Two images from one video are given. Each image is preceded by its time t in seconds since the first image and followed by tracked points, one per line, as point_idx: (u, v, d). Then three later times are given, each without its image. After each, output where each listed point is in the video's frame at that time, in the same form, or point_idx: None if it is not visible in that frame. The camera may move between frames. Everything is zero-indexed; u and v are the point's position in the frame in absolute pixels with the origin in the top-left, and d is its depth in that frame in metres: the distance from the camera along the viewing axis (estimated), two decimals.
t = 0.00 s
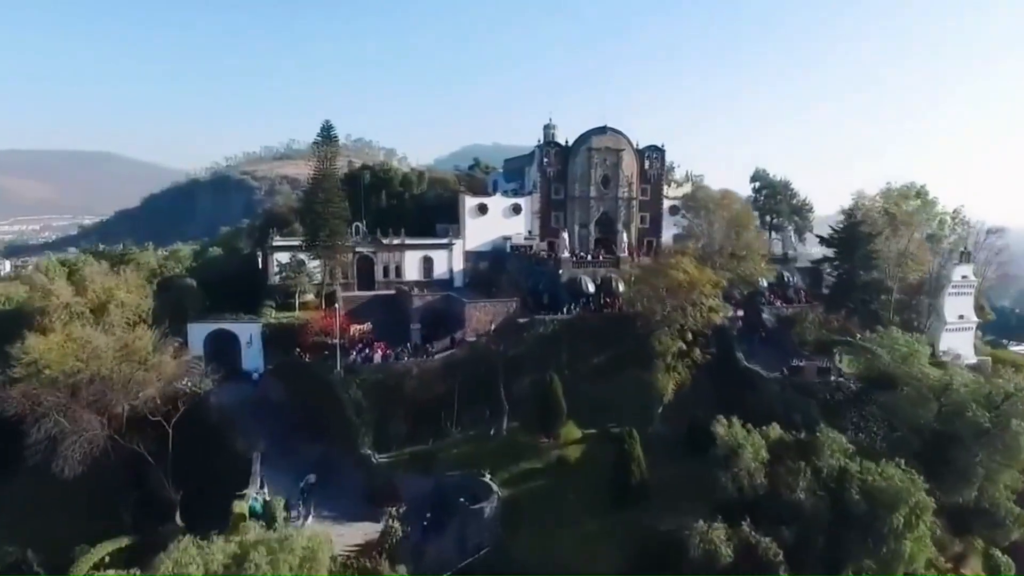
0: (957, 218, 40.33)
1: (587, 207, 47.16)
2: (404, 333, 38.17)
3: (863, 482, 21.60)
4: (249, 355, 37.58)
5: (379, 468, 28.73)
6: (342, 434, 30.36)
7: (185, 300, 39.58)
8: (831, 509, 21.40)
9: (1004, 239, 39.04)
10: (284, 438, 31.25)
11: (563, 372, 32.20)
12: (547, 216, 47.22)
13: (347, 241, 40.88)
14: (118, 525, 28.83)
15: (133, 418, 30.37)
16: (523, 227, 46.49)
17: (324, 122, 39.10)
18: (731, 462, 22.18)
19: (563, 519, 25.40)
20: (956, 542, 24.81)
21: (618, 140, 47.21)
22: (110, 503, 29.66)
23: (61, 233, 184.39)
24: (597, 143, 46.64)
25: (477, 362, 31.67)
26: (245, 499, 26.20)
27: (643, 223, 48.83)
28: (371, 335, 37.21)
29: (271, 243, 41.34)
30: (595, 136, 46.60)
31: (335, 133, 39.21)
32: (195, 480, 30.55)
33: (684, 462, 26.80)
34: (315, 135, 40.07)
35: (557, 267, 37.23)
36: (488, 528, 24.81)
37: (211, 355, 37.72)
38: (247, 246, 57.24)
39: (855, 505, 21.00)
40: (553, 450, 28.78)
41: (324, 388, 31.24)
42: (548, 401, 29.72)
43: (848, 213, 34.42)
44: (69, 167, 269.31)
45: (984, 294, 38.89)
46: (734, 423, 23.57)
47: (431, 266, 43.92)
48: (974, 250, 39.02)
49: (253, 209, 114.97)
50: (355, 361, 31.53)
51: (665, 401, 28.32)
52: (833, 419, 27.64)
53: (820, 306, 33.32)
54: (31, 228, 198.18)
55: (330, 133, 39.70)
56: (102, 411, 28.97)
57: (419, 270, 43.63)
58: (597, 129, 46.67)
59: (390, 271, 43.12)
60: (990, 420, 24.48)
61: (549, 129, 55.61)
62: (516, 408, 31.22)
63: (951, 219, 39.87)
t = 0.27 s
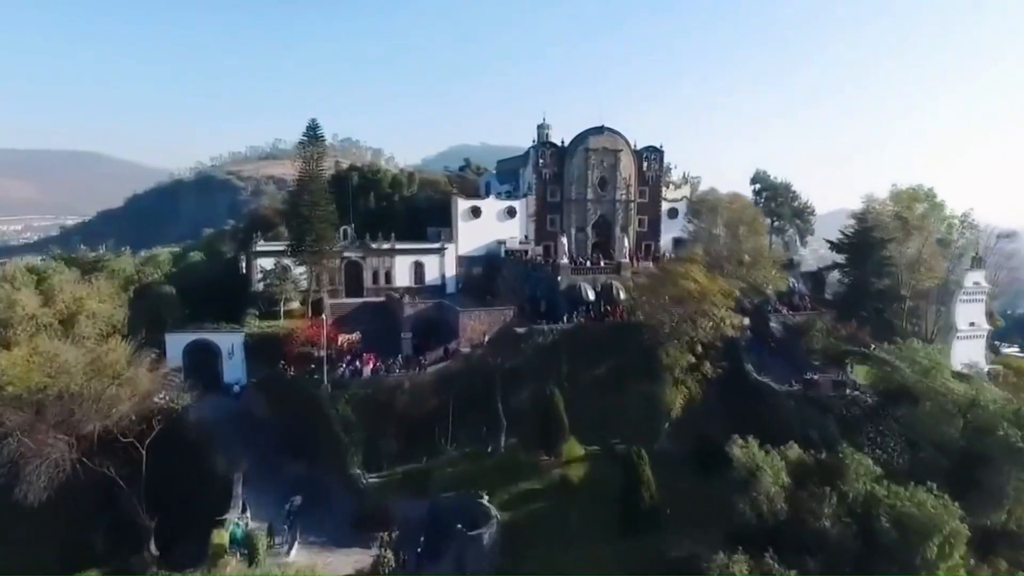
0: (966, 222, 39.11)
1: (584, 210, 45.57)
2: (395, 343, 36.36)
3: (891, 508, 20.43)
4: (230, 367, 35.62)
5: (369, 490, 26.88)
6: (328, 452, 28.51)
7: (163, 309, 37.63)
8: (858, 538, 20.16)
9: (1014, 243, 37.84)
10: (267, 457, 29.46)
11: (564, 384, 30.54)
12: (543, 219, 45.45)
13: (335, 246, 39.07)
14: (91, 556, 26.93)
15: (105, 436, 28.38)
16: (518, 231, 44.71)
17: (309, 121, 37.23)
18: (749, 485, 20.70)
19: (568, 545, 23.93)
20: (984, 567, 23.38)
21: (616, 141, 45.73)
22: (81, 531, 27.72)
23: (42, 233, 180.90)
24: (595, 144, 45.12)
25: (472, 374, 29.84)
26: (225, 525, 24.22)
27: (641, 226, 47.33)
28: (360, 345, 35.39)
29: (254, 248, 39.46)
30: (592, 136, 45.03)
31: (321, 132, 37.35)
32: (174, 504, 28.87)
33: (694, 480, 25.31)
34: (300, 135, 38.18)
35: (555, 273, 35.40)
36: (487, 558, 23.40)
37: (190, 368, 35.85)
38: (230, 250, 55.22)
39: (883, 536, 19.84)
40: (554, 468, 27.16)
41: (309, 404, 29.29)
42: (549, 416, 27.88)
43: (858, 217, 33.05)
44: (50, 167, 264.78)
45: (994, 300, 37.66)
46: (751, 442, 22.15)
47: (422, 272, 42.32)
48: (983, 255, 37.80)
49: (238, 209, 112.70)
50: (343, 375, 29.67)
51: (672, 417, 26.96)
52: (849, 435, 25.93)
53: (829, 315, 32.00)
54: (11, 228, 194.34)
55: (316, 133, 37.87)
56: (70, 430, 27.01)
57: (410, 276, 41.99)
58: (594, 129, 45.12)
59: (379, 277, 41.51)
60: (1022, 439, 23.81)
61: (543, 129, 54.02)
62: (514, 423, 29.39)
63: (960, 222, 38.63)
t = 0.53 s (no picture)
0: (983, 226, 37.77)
1: (585, 214, 43.99)
2: (391, 354, 34.70)
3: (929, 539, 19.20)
4: (217, 379, 33.91)
5: (363, 516, 25.21)
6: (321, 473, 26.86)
7: (145, 318, 35.78)
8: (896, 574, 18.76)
9: None
10: (255, 479, 27.78)
11: (570, 400, 28.97)
12: (543, 223, 43.84)
13: (327, 252, 37.35)
14: None
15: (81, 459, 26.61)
16: (518, 236, 43.07)
17: (300, 120, 35.46)
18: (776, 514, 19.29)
19: None
20: None
21: (618, 142, 44.20)
22: (55, 559, 26.05)
23: (28, 233, 178.07)
24: (597, 145, 43.57)
25: (474, 391, 28.16)
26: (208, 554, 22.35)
27: (644, 230, 45.83)
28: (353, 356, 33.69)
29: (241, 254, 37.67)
30: (594, 137, 43.47)
31: (312, 132, 35.60)
32: (157, 529, 27.33)
33: (710, 502, 24.13)
34: (290, 135, 36.39)
35: (559, 281, 33.76)
36: None
37: (174, 380, 33.96)
38: (219, 254, 53.43)
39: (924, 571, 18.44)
40: (561, 489, 25.63)
41: (300, 422, 27.57)
42: (555, 435, 26.14)
43: (876, 222, 31.58)
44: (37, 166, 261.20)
45: (1012, 308, 36.34)
46: (776, 467, 20.54)
47: (418, 278, 40.62)
48: (1001, 261, 36.48)
49: (229, 209, 110.67)
50: (336, 392, 27.96)
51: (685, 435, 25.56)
52: (875, 456, 24.63)
53: (847, 325, 30.56)
54: None
55: (307, 133, 36.15)
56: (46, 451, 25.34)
57: (406, 282, 40.34)
58: (596, 130, 43.55)
59: (374, 284, 39.91)
60: None
61: (542, 130, 52.43)
62: (518, 443, 27.86)
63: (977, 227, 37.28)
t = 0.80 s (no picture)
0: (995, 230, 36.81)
1: (586, 217, 42.75)
2: (386, 363, 33.33)
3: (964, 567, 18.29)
4: (204, 391, 32.46)
5: (359, 537, 23.92)
6: (315, 492, 25.56)
7: (129, 326, 34.30)
8: None
9: None
10: (246, 500, 26.69)
11: (574, 413, 27.88)
12: (543, 226, 42.51)
13: (320, 257, 35.96)
14: None
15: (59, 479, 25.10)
16: (517, 239, 41.79)
17: (291, 120, 34.02)
18: (801, 540, 18.31)
19: None
20: None
21: (620, 143, 42.96)
22: None
23: (16, 233, 175.64)
24: (598, 146, 42.29)
25: (474, 404, 26.98)
26: None
27: (646, 233, 44.68)
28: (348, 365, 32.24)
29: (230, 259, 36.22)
30: (595, 137, 42.20)
31: (304, 132, 34.17)
32: (141, 553, 25.90)
33: (726, 524, 23.34)
34: (281, 135, 34.94)
35: (562, 287, 32.45)
36: None
37: (159, 392, 32.49)
38: (208, 257, 52.00)
39: None
40: (567, 508, 24.42)
41: (294, 439, 26.33)
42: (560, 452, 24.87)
43: (892, 226, 30.44)
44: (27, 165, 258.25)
45: None
46: (799, 490, 19.82)
47: (414, 283, 39.45)
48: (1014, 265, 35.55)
49: (221, 210, 109.07)
50: (329, 406, 26.55)
51: (697, 451, 24.41)
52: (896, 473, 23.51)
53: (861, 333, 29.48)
54: None
55: (299, 134, 34.74)
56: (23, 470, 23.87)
57: (401, 287, 39.19)
58: (597, 130, 42.27)
59: (368, 289, 38.65)
60: None
61: (540, 130, 51.15)
62: (520, 459, 26.75)
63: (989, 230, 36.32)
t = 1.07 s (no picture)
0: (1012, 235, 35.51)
1: (587, 220, 41.14)
2: (379, 377, 31.57)
3: None
4: (185, 408, 30.51)
5: (351, 569, 22.19)
6: (303, 518, 23.78)
7: (106, 338, 32.36)
8: None
9: None
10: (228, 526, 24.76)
11: (580, 431, 26.24)
12: (542, 230, 40.83)
13: (309, 264, 34.21)
14: None
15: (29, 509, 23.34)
16: (515, 244, 40.09)
17: (278, 120, 32.20)
18: None
19: None
20: None
21: (621, 144, 41.38)
22: None
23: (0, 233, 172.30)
24: (599, 147, 40.67)
25: (474, 424, 25.32)
26: None
27: (648, 237, 43.12)
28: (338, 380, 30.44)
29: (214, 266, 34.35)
30: (596, 138, 40.57)
31: (291, 132, 32.35)
32: None
33: (745, 550, 21.97)
34: (267, 135, 33.10)
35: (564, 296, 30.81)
36: None
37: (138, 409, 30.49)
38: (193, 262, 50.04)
39: None
40: (575, 536, 22.71)
41: (280, 462, 24.53)
42: (569, 475, 23.16)
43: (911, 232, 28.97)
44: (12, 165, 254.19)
45: None
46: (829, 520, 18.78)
47: (408, 290, 37.70)
48: None
49: (209, 211, 106.76)
50: (319, 426, 24.70)
51: (713, 474, 22.81)
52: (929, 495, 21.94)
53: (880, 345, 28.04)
54: None
55: (286, 135, 32.95)
56: None
57: (395, 295, 37.38)
58: (598, 131, 40.65)
59: (359, 297, 36.88)
60: None
61: (537, 131, 49.55)
62: (523, 480, 25.13)
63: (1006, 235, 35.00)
